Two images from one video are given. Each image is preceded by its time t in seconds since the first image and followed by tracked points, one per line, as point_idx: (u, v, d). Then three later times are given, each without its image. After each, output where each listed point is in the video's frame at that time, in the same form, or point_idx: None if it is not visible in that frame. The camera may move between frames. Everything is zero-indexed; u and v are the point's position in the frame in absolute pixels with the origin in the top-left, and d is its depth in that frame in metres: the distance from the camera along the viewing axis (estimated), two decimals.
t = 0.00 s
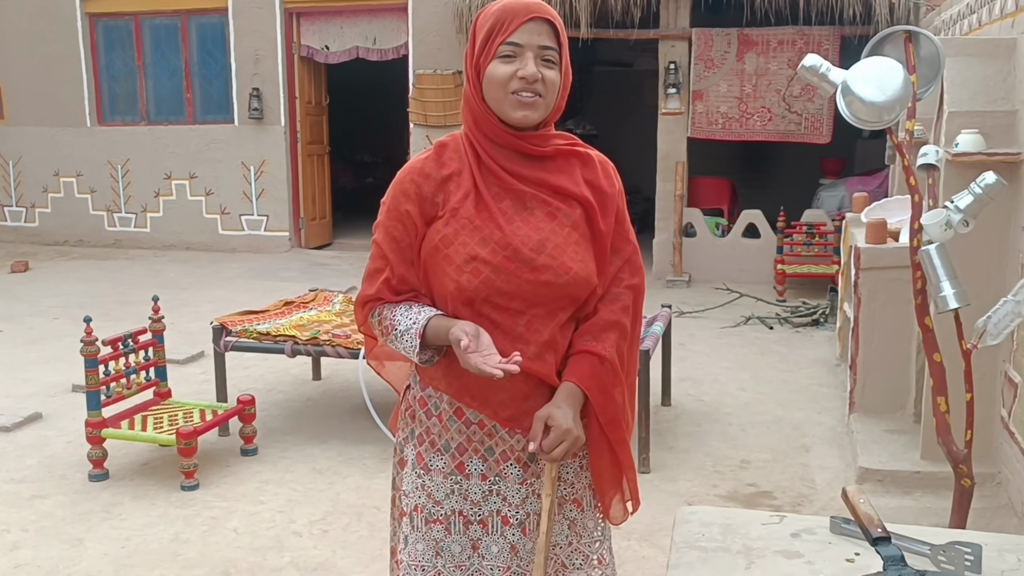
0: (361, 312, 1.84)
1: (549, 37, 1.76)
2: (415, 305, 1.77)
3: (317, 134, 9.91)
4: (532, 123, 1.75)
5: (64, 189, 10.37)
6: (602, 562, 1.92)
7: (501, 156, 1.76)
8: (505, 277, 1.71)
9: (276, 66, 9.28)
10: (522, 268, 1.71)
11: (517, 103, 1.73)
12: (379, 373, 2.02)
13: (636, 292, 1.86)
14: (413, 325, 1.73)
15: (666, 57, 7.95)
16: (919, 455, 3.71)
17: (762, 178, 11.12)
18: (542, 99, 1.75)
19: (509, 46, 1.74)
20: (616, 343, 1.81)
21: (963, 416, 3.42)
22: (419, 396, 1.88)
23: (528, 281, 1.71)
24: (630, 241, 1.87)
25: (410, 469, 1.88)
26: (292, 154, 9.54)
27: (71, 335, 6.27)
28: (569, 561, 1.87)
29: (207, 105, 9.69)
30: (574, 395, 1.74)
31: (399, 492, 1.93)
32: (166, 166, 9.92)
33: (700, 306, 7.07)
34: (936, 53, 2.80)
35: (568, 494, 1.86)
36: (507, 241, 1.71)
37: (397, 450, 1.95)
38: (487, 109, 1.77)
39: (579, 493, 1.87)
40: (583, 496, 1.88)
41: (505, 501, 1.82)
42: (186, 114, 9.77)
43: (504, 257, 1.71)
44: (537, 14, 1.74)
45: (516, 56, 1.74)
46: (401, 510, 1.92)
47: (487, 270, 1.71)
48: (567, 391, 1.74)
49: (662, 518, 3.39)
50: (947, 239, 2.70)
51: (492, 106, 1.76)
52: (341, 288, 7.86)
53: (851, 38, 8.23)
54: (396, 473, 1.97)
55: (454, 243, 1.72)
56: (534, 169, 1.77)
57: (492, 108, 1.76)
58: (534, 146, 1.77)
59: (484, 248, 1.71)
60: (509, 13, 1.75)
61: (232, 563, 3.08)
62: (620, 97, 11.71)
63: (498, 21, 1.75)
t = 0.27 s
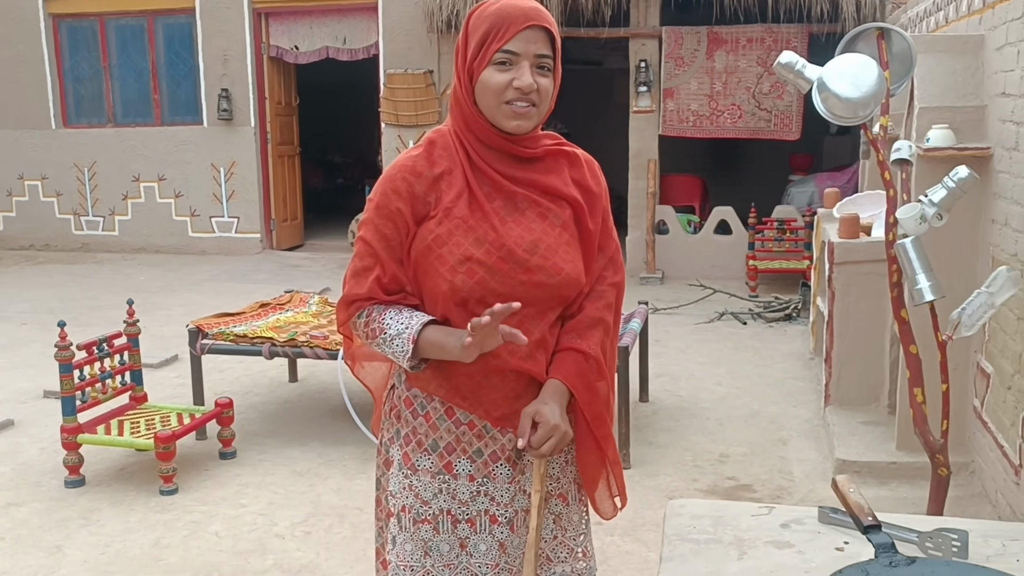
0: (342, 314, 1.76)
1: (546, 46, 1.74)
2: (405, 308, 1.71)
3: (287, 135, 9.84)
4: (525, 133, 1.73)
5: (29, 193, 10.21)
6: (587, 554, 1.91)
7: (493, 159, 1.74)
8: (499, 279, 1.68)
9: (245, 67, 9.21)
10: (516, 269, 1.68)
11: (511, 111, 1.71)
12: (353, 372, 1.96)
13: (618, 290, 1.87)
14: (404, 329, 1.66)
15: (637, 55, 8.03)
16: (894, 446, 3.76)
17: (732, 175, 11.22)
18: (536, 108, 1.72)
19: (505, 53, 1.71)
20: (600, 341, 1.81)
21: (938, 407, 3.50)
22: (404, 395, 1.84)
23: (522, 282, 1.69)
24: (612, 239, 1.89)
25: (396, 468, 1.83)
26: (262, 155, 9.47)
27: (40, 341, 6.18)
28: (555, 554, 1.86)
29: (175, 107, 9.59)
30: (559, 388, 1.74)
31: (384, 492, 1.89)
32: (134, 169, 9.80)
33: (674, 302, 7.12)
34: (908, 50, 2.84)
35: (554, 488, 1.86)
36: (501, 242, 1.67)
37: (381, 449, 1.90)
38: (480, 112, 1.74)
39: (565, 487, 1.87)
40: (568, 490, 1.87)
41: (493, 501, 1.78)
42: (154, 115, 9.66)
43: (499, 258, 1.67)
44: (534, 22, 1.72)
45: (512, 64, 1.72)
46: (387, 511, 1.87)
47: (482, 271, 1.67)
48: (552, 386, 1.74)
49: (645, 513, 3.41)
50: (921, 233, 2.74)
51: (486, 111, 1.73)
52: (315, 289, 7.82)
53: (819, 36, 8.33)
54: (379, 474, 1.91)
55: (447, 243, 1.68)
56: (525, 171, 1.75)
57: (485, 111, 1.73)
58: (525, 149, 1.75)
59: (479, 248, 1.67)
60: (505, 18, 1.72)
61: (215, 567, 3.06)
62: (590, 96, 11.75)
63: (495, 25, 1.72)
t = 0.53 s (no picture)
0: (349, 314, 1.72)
1: (541, 42, 1.69)
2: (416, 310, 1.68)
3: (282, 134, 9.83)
4: (523, 132, 1.69)
5: (23, 192, 10.18)
6: (586, 559, 1.89)
7: (496, 158, 1.70)
8: (502, 281, 1.64)
9: (240, 66, 9.20)
10: (519, 271, 1.65)
11: (506, 110, 1.67)
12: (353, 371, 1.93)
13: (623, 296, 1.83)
14: (419, 329, 1.64)
15: (632, 55, 8.05)
16: (890, 444, 3.79)
17: (726, 175, 11.26)
18: (532, 107, 1.68)
19: (498, 51, 1.67)
20: (597, 345, 1.76)
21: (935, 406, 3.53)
22: (403, 396, 1.80)
23: (525, 285, 1.65)
24: (618, 244, 1.84)
25: (396, 469, 1.81)
26: (257, 154, 9.46)
27: (36, 340, 6.17)
28: (554, 558, 1.84)
29: (169, 106, 9.57)
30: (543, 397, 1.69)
31: (384, 493, 1.86)
32: (128, 168, 9.78)
33: (669, 302, 7.15)
34: (906, 51, 2.85)
35: (552, 494, 1.83)
36: (505, 243, 1.63)
37: (381, 449, 1.87)
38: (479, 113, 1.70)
39: (564, 492, 1.84)
40: (567, 495, 1.85)
41: (492, 504, 1.75)
42: (148, 115, 9.63)
43: (503, 260, 1.63)
44: (527, 18, 1.67)
45: (506, 61, 1.67)
46: (387, 511, 1.85)
47: (485, 273, 1.63)
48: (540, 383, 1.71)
49: (644, 511, 3.43)
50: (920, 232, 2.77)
51: (483, 112, 1.69)
52: (311, 289, 7.82)
53: (813, 37, 8.36)
54: (378, 473, 1.89)
55: (450, 243, 1.64)
56: (529, 172, 1.71)
57: (483, 109, 1.68)
58: (528, 149, 1.71)
59: (482, 249, 1.63)
60: (500, 14, 1.67)
61: (216, 566, 3.06)
62: (585, 97, 11.78)
63: (487, 24, 1.68)
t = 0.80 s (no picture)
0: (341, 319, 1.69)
1: (523, 29, 1.67)
2: (405, 315, 1.65)
3: (284, 133, 9.83)
4: (509, 120, 1.66)
5: (24, 190, 10.18)
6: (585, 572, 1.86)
7: (487, 155, 1.68)
8: (492, 279, 1.62)
9: (242, 65, 9.21)
10: (510, 269, 1.62)
11: (490, 101, 1.65)
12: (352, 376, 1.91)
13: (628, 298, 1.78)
14: (405, 336, 1.61)
15: (634, 55, 8.05)
16: (893, 445, 3.79)
17: (728, 175, 11.26)
18: (518, 95, 1.66)
19: (479, 42, 1.66)
20: (594, 350, 1.71)
21: (939, 406, 3.54)
22: (395, 400, 1.78)
23: (517, 283, 1.63)
24: (622, 245, 1.78)
25: (389, 475, 1.79)
26: (258, 153, 9.46)
27: (37, 338, 6.16)
28: None
29: (171, 104, 9.57)
30: (531, 404, 1.65)
31: (377, 498, 1.84)
32: (130, 166, 9.78)
33: (670, 302, 7.15)
34: (910, 51, 2.85)
35: (546, 511, 1.79)
36: (495, 241, 1.61)
37: (373, 454, 1.85)
38: (468, 107, 1.69)
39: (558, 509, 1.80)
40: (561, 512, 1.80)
41: (485, 515, 1.73)
42: (150, 113, 9.63)
43: (494, 257, 1.61)
44: (507, 6, 1.66)
45: (487, 52, 1.66)
46: (380, 516, 1.83)
47: (475, 271, 1.61)
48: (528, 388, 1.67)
49: (646, 511, 3.43)
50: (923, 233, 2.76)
51: (469, 105, 1.67)
52: (312, 288, 7.82)
53: (815, 37, 8.36)
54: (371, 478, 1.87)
55: (440, 242, 1.62)
56: (521, 168, 1.68)
57: (469, 104, 1.67)
58: (518, 143, 1.68)
59: (472, 247, 1.61)
60: (480, 6, 1.67)
61: (219, 564, 3.06)
62: (586, 97, 11.78)
63: (468, 16, 1.67)
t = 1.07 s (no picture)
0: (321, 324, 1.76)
1: (499, 18, 1.65)
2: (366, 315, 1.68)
3: (285, 131, 9.82)
4: (490, 110, 1.64)
5: (24, 187, 10.18)
6: None
7: (470, 154, 1.67)
8: (478, 279, 1.60)
9: (243, 63, 9.20)
10: (496, 269, 1.60)
11: (470, 91, 1.63)
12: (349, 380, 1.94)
13: (631, 297, 1.74)
14: (342, 333, 1.65)
15: (635, 56, 8.03)
16: (893, 447, 3.78)
17: (728, 176, 11.26)
18: (497, 84, 1.64)
19: (456, 33, 1.64)
20: (615, 348, 1.69)
21: (939, 409, 3.53)
22: (384, 410, 1.76)
23: (504, 282, 1.60)
24: (623, 243, 1.74)
25: (378, 487, 1.77)
26: (259, 152, 9.46)
27: (37, 336, 6.16)
28: None
29: (172, 102, 9.56)
30: (573, 402, 1.62)
31: (365, 510, 1.82)
32: (130, 164, 9.77)
33: (671, 302, 7.14)
34: (912, 52, 2.84)
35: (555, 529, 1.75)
36: (478, 240, 1.60)
37: (362, 465, 1.83)
38: (447, 105, 1.68)
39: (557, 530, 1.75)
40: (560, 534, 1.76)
41: (475, 532, 1.70)
42: (151, 111, 9.63)
43: (477, 257, 1.59)
44: None
45: (465, 43, 1.64)
46: (369, 530, 1.81)
47: (459, 272, 1.59)
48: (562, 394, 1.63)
49: (645, 512, 3.43)
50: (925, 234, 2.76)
51: (449, 99, 1.66)
52: (312, 287, 7.81)
53: (817, 38, 8.36)
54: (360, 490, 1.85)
55: (422, 245, 1.62)
56: (506, 164, 1.66)
57: (449, 101, 1.66)
58: (501, 137, 1.66)
59: (455, 248, 1.60)
60: None
61: (218, 563, 3.06)
62: (588, 96, 11.78)
63: (444, 10, 1.66)
